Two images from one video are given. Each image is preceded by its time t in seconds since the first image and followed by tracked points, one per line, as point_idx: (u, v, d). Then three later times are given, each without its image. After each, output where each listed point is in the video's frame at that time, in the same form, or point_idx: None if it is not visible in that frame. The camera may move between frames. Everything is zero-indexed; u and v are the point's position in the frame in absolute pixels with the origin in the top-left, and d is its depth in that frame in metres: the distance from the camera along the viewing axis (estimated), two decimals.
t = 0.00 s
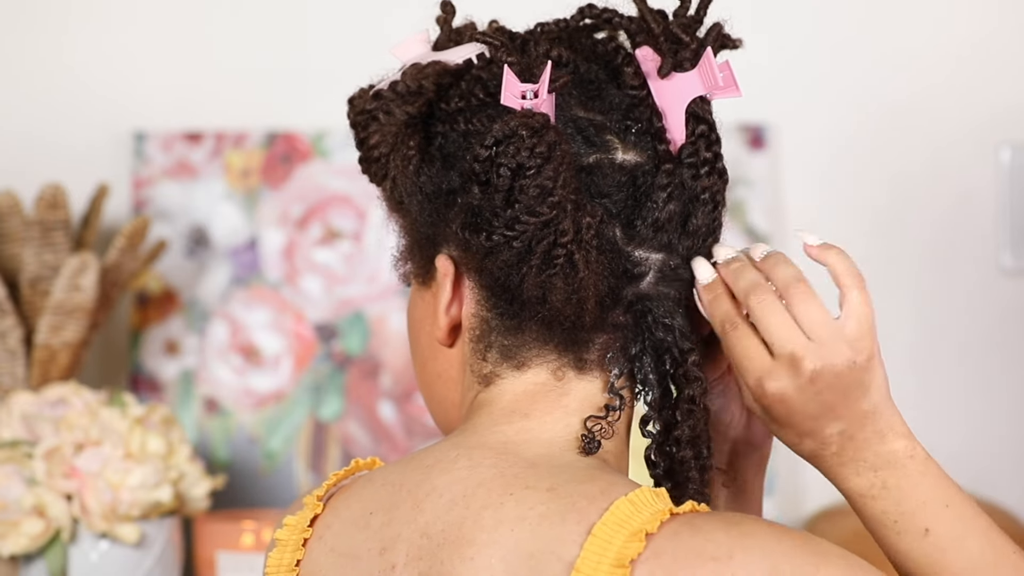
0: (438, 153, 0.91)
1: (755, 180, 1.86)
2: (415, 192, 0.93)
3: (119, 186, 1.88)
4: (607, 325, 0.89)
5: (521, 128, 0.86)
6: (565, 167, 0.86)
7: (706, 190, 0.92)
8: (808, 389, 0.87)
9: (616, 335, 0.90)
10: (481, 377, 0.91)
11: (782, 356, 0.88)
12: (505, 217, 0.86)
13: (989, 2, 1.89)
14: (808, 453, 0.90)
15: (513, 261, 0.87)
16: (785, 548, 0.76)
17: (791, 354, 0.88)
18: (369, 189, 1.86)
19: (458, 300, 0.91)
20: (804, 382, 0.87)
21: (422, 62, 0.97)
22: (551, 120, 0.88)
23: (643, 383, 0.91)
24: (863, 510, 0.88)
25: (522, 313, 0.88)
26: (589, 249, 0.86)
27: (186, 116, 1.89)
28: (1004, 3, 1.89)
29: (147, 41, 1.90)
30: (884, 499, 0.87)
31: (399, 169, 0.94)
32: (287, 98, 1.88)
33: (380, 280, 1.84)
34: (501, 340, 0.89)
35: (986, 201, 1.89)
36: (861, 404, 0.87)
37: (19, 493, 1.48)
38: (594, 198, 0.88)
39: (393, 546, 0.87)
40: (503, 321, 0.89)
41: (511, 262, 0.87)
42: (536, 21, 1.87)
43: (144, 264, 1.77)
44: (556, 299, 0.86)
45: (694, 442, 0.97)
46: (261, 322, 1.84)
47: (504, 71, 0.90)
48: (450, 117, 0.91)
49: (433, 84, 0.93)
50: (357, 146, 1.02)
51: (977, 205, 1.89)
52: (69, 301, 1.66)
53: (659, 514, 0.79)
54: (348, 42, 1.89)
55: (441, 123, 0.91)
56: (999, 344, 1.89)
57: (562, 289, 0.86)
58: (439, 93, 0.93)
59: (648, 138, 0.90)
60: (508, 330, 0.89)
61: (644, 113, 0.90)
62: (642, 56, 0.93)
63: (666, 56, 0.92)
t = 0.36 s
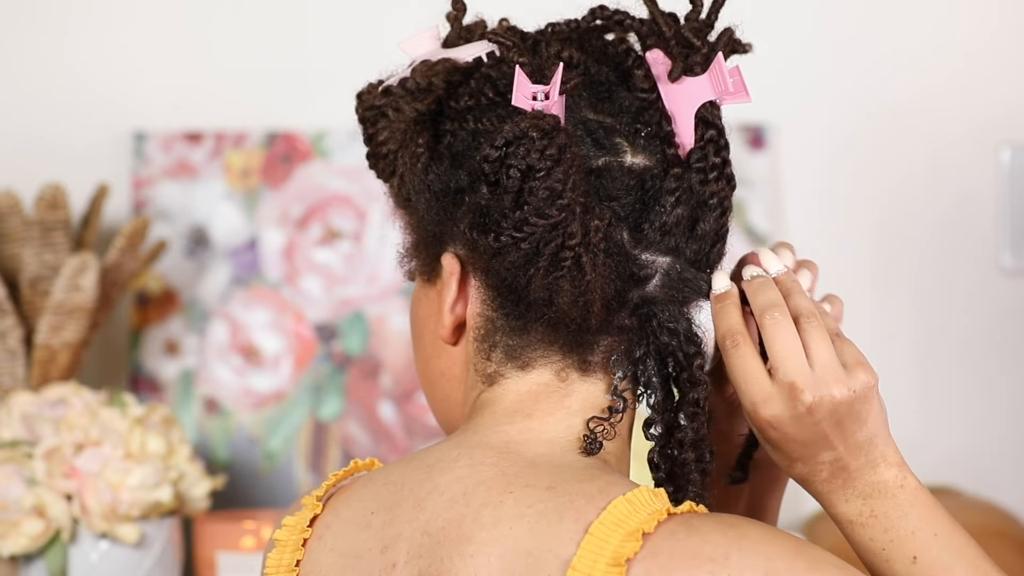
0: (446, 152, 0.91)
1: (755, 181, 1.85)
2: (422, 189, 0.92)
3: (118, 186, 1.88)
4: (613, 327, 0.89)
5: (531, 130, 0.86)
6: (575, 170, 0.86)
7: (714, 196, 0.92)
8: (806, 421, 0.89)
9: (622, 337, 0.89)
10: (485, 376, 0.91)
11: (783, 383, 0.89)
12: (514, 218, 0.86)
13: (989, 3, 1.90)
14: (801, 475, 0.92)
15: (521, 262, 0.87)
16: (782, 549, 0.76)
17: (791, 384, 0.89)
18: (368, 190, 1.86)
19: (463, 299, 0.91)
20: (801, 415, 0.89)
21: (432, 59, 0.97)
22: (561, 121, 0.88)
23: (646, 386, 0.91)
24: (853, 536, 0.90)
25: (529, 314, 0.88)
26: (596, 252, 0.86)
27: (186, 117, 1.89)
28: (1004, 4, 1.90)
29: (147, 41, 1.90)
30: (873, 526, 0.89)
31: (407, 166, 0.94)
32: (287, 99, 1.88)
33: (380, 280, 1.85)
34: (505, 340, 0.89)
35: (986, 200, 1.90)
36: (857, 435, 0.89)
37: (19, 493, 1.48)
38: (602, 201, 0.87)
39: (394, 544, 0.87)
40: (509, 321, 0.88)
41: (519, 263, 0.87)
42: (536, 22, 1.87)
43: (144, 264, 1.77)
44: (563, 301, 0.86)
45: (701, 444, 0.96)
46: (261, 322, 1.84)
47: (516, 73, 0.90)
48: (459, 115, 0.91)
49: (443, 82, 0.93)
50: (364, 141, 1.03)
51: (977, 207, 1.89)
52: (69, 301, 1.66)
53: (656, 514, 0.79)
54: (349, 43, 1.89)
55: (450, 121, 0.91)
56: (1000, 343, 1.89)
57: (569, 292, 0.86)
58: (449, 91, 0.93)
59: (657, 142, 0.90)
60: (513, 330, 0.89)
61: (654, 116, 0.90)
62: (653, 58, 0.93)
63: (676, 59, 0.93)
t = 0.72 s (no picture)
0: (454, 151, 0.91)
1: (755, 180, 1.85)
2: (428, 189, 0.92)
3: (118, 186, 1.88)
4: (616, 331, 0.89)
5: (540, 130, 0.86)
6: (583, 172, 0.86)
7: (719, 200, 0.92)
8: (909, 406, 0.90)
9: (624, 341, 0.90)
10: (489, 377, 0.91)
11: (891, 365, 0.92)
12: (521, 218, 0.86)
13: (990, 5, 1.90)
14: (876, 484, 0.88)
15: (527, 263, 0.86)
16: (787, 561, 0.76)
17: (900, 364, 0.92)
18: (368, 190, 1.86)
19: (467, 300, 0.91)
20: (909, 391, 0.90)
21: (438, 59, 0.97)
22: (569, 123, 0.88)
23: (650, 389, 0.92)
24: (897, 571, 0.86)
25: (533, 315, 0.87)
26: (603, 254, 0.86)
27: (186, 117, 1.89)
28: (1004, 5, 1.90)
29: (146, 41, 1.90)
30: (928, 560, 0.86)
31: (413, 166, 0.94)
32: (287, 99, 1.88)
33: (379, 280, 1.85)
34: (508, 341, 0.89)
35: (986, 198, 1.90)
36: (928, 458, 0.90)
37: (20, 493, 1.48)
38: (609, 203, 0.87)
39: (398, 543, 0.87)
40: (513, 321, 0.88)
41: (525, 263, 0.87)
42: (537, 23, 1.87)
43: (144, 264, 1.77)
44: (568, 302, 0.86)
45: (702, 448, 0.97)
46: (260, 322, 1.84)
47: (525, 73, 0.90)
48: (466, 114, 0.91)
49: (449, 82, 0.93)
50: (370, 140, 1.02)
51: (977, 208, 1.90)
52: (69, 301, 1.66)
53: (660, 517, 0.79)
54: (349, 43, 1.89)
55: (457, 121, 0.91)
56: (1001, 344, 1.89)
57: (575, 293, 0.86)
58: (456, 91, 0.93)
59: (664, 145, 0.90)
60: (516, 331, 0.89)
61: (661, 119, 0.90)
62: (660, 61, 0.93)
63: (684, 63, 0.93)
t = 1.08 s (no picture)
0: (458, 153, 0.91)
1: (755, 180, 1.86)
2: (432, 191, 0.92)
3: (119, 186, 1.88)
4: (622, 337, 0.89)
5: (550, 139, 0.86)
6: (593, 182, 0.86)
7: (723, 206, 0.92)
8: (850, 371, 0.86)
9: (630, 346, 0.90)
10: (490, 379, 0.91)
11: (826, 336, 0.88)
12: (531, 228, 0.86)
13: (990, 4, 1.90)
14: (834, 453, 0.86)
15: (535, 271, 0.87)
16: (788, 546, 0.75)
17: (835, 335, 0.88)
18: (368, 190, 1.86)
19: (469, 303, 0.91)
20: (843, 361, 0.86)
21: (441, 58, 0.97)
22: (577, 130, 0.88)
23: (654, 393, 0.93)
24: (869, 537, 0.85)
25: (540, 322, 0.88)
26: (611, 263, 0.87)
27: (186, 117, 1.89)
28: (1004, 5, 1.90)
29: (146, 40, 1.90)
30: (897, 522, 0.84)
31: (417, 166, 0.94)
32: (286, 99, 1.88)
33: (380, 281, 1.85)
34: (511, 344, 0.89)
35: (985, 198, 1.90)
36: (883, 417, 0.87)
37: (19, 493, 1.48)
38: (617, 212, 0.88)
39: (399, 543, 0.87)
40: (517, 326, 0.89)
41: (534, 272, 0.87)
42: (536, 23, 1.87)
43: (144, 264, 1.77)
44: (577, 312, 0.87)
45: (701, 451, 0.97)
46: (262, 322, 1.84)
47: (532, 78, 0.90)
48: (469, 116, 0.91)
49: (452, 81, 0.93)
50: (370, 138, 1.02)
51: (977, 209, 1.90)
52: (69, 300, 1.66)
53: (660, 509, 0.80)
54: (349, 42, 1.89)
55: (460, 122, 0.91)
56: (1002, 344, 1.89)
57: (584, 302, 0.87)
58: (459, 90, 0.93)
59: (669, 150, 0.90)
60: (521, 335, 0.89)
61: (665, 124, 0.90)
62: (664, 65, 0.93)
63: (688, 66, 0.93)
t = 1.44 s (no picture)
0: (457, 154, 0.91)
1: (755, 180, 1.85)
2: (432, 193, 0.93)
3: (118, 186, 1.88)
4: (620, 336, 0.89)
5: (542, 140, 0.86)
6: (586, 182, 0.86)
7: (724, 203, 0.92)
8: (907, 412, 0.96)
9: (629, 345, 0.90)
10: (492, 381, 0.91)
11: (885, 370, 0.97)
12: (524, 229, 0.86)
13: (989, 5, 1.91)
14: (884, 481, 0.94)
15: (530, 272, 0.87)
16: (797, 553, 0.76)
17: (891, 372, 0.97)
18: (367, 190, 1.87)
19: (471, 303, 0.91)
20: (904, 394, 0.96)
21: (439, 59, 0.97)
22: (573, 130, 0.88)
23: (655, 393, 0.92)
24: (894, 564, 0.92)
25: (537, 323, 0.88)
26: (606, 263, 0.86)
27: (186, 116, 1.89)
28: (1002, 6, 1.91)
29: (146, 40, 1.90)
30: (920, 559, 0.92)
31: (417, 168, 0.94)
32: (287, 99, 1.89)
33: (379, 280, 1.85)
34: (511, 345, 0.90)
35: (985, 199, 1.91)
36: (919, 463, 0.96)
37: (20, 493, 1.48)
38: (613, 210, 0.88)
39: (405, 542, 0.87)
40: (516, 327, 0.89)
41: (528, 273, 0.87)
42: (539, 23, 1.87)
43: (143, 264, 1.77)
44: (571, 313, 0.87)
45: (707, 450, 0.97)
46: (260, 322, 1.84)
47: (528, 78, 0.90)
48: (469, 116, 0.91)
49: (452, 82, 0.93)
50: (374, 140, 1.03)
51: (977, 210, 1.90)
52: (69, 301, 1.66)
53: (670, 512, 0.80)
54: (350, 42, 1.90)
55: (459, 122, 0.91)
56: (1003, 345, 1.90)
57: (578, 303, 0.86)
58: (459, 91, 0.93)
59: (668, 148, 0.90)
60: (520, 336, 0.89)
61: (665, 121, 0.90)
62: (664, 61, 0.93)
63: (688, 62, 0.93)
